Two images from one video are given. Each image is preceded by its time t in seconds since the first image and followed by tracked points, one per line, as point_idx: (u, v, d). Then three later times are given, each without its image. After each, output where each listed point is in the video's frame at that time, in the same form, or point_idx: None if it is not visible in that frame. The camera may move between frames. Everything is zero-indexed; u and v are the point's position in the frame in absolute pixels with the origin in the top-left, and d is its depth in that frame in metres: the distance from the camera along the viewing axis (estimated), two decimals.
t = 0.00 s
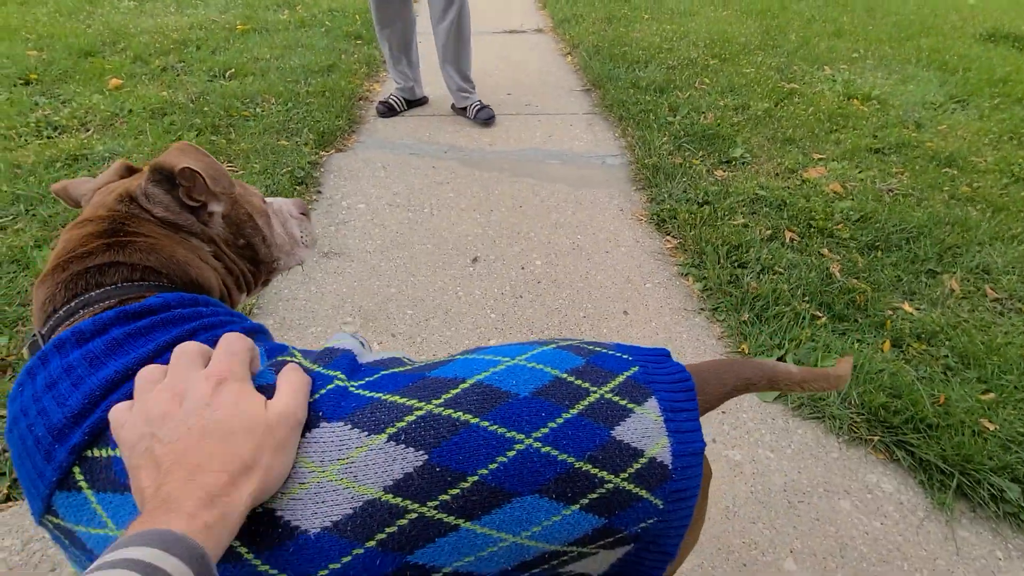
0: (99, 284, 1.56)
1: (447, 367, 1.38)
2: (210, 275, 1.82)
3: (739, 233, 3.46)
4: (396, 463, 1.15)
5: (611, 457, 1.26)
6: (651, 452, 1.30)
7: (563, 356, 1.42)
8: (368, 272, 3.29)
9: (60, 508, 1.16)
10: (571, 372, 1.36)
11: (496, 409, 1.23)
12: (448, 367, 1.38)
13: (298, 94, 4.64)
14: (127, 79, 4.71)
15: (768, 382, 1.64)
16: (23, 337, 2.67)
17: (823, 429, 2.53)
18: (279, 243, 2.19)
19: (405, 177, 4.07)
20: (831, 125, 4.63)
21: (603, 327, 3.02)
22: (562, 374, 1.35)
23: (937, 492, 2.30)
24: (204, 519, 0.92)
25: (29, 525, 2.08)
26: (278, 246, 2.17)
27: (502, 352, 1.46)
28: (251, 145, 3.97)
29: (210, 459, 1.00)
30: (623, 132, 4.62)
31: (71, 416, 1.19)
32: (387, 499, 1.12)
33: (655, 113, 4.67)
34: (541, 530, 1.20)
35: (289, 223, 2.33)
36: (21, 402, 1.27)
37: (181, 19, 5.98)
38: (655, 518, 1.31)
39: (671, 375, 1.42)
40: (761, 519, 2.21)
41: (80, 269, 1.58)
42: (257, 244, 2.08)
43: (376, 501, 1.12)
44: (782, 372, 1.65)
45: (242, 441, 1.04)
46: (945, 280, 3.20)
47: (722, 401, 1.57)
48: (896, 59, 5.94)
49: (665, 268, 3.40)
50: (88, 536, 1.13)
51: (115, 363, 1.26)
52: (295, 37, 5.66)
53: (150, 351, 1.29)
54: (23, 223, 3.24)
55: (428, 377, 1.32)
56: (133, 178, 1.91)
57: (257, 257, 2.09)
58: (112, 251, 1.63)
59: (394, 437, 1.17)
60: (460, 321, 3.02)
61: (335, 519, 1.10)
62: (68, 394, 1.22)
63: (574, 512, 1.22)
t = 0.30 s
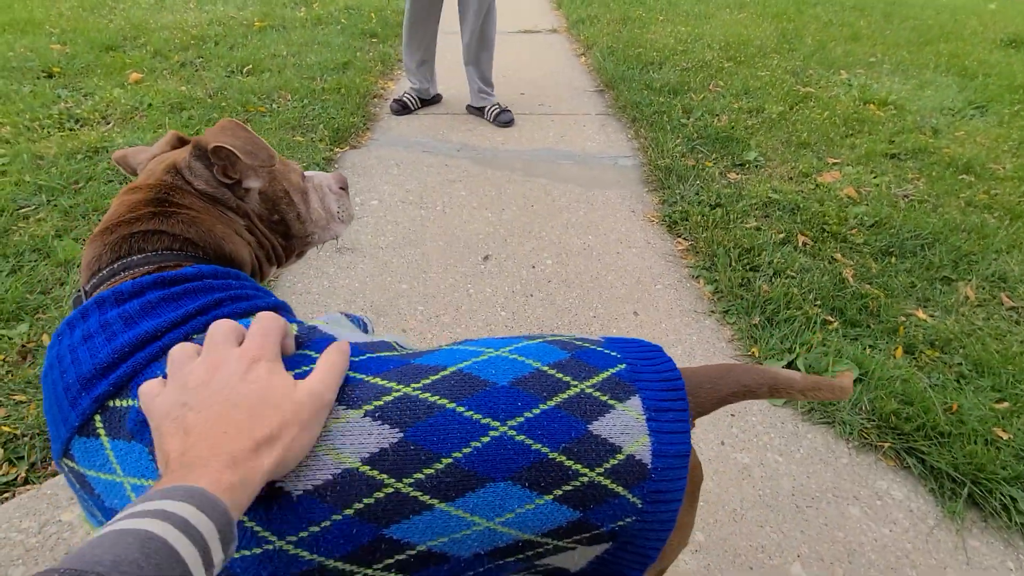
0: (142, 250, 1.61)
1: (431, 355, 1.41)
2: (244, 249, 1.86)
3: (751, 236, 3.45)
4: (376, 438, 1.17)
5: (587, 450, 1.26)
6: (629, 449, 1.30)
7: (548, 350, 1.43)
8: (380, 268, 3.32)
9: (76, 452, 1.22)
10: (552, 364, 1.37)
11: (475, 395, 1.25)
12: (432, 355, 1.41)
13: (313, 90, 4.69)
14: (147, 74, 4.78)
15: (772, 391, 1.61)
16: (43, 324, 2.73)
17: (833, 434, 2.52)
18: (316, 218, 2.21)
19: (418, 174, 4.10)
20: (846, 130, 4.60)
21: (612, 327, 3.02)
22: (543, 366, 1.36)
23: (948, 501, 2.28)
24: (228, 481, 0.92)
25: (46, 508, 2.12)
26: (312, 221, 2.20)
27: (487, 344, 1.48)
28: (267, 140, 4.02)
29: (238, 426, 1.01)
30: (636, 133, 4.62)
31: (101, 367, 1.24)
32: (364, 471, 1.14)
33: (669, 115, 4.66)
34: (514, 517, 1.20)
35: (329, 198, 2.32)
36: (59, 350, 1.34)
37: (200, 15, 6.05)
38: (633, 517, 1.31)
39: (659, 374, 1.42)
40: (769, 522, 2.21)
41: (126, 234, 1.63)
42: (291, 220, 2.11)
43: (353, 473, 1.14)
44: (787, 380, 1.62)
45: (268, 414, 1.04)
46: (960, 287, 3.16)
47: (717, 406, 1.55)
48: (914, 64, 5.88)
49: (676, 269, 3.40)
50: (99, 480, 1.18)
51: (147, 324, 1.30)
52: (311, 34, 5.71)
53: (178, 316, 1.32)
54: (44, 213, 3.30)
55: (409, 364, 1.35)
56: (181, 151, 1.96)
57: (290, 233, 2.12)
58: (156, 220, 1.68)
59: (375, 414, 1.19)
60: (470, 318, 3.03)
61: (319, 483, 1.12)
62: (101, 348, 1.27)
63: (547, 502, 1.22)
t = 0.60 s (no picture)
0: (149, 243, 1.62)
1: (449, 339, 1.44)
2: (246, 240, 1.87)
3: (760, 234, 3.42)
4: (389, 416, 1.19)
5: (595, 434, 1.26)
6: (636, 436, 1.30)
7: (559, 337, 1.45)
8: (387, 267, 3.33)
9: (92, 439, 1.22)
10: (563, 351, 1.38)
11: (486, 375, 1.27)
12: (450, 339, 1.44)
13: (321, 91, 4.71)
14: (157, 76, 4.82)
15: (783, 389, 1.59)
16: (55, 324, 2.76)
17: (844, 434, 2.49)
18: (313, 204, 2.20)
19: (425, 174, 4.11)
20: (856, 127, 4.55)
21: (620, 326, 3.01)
22: (554, 352, 1.38)
23: (963, 502, 2.24)
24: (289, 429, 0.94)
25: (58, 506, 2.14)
26: (310, 208, 2.19)
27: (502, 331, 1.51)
28: (275, 140, 4.05)
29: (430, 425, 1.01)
30: (643, 132, 4.60)
31: (119, 356, 1.25)
32: (378, 448, 1.17)
33: (677, 113, 4.63)
34: (521, 498, 1.21)
35: (323, 181, 2.31)
36: (75, 340, 1.34)
37: (209, 17, 6.10)
38: (640, 505, 1.30)
39: (669, 366, 1.42)
40: (779, 523, 2.19)
41: (131, 229, 1.65)
42: (288, 208, 2.10)
43: (368, 449, 1.16)
44: (799, 376, 1.60)
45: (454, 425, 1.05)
46: (974, 285, 3.12)
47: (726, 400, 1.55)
48: (925, 60, 5.81)
49: (684, 268, 3.38)
50: (114, 466, 1.18)
51: (166, 314, 1.32)
52: (319, 35, 5.74)
53: (197, 307, 1.34)
54: (57, 214, 3.34)
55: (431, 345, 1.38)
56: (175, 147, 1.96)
57: (289, 221, 2.12)
58: (161, 215, 1.70)
59: (394, 392, 1.22)
60: (477, 318, 3.03)
61: (333, 460, 1.15)
62: (119, 336, 1.28)
63: (553, 483, 1.23)
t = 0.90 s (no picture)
0: (137, 265, 1.60)
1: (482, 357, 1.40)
2: (236, 252, 1.85)
3: (763, 233, 3.37)
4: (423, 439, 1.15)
5: (630, 458, 1.22)
6: (670, 462, 1.26)
7: (590, 355, 1.41)
8: (386, 269, 3.30)
9: (98, 479, 1.18)
10: (597, 371, 1.34)
11: (519, 395, 1.23)
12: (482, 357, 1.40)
13: (319, 91, 4.68)
14: (155, 78, 4.81)
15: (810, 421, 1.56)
16: (52, 329, 2.75)
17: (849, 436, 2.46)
18: (300, 210, 2.17)
19: (424, 174, 4.08)
20: (860, 122, 4.49)
21: (621, 327, 2.97)
22: (588, 372, 1.33)
23: (971, 505, 2.20)
24: (337, 465, 0.92)
25: (54, 513, 2.13)
26: (297, 214, 2.16)
27: (531, 347, 1.46)
28: (272, 142, 4.02)
29: (364, 407, 1.00)
30: (644, 129, 4.55)
31: (123, 389, 1.22)
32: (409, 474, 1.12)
33: (677, 111, 4.58)
34: (554, 523, 1.17)
35: (310, 183, 2.27)
36: (69, 374, 1.29)
37: (207, 18, 6.08)
38: (669, 532, 1.27)
39: (701, 387, 1.39)
40: (783, 527, 2.15)
41: (116, 251, 1.62)
42: (276, 217, 2.08)
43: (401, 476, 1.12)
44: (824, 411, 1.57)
45: (395, 403, 1.02)
46: (980, 283, 3.07)
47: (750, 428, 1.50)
48: (929, 54, 5.74)
49: (686, 267, 3.34)
50: (126, 504, 1.15)
51: (169, 342, 1.29)
52: (317, 35, 5.72)
53: (200, 333, 1.32)
54: (54, 218, 3.33)
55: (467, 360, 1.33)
56: (151, 158, 1.90)
57: (277, 231, 2.09)
58: (147, 234, 1.67)
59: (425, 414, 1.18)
60: (476, 320, 3.00)
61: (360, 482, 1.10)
62: (122, 368, 1.25)
63: (587, 509, 1.19)
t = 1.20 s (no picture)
0: (169, 280, 1.59)
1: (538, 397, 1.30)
2: (275, 271, 1.84)
3: (768, 228, 3.35)
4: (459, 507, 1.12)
5: (688, 531, 1.18)
6: (732, 533, 1.21)
7: (649, 405, 1.34)
8: (389, 265, 3.29)
9: (113, 505, 1.21)
10: (657, 426, 1.27)
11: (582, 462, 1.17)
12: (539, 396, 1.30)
13: (322, 87, 4.67)
14: (158, 74, 4.81)
15: (874, 450, 1.52)
16: (57, 324, 2.75)
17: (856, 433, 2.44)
18: (348, 226, 2.18)
19: (427, 170, 4.06)
20: (866, 117, 4.46)
21: (625, 323, 2.96)
22: (648, 427, 1.27)
23: (979, 503, 2.18)
24: (408, 550, 0.92)
25: (59, 509, 2.13)
26: (342, 230, 2.16)
27: (586, 388, 1.39)
28: (276, 138, 4.02)
29: (450, 480, 0.98)
30: (648, 125, 4.53)
31: (141, 416, 1.21)
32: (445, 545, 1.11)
33: (682, 106, 4.56)
34: None
35: (365, 197, 2.31)
36: (88, 392, 1.29)
37: (210, 14, 6.08)
38: None
39: (766, 443, 1.31)
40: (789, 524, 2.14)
41: (148, 263, 1.62)
42: (321, 234, 2.08)
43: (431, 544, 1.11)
44: (889, 434, 1.54)
45: (481, 483, 0.99)
46: (989, 279, 3.04)
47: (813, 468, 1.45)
48: (936, 48, 5.68)
49: (690, 263, 3.32)
50: (139, 531, 1.18)
51: (192, 368, 1.27)
52: (320, 31, 5.70)
53: (225, 359, 1.29)
54: (58, 214, 3.34)
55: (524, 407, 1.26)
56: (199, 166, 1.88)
57: (319, 247, 2.09)
58: (181, 249, 1.66)
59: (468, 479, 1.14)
60: (480, 316, 2.99)
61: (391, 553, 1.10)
62: (141, 393, 1.23)
63: None
